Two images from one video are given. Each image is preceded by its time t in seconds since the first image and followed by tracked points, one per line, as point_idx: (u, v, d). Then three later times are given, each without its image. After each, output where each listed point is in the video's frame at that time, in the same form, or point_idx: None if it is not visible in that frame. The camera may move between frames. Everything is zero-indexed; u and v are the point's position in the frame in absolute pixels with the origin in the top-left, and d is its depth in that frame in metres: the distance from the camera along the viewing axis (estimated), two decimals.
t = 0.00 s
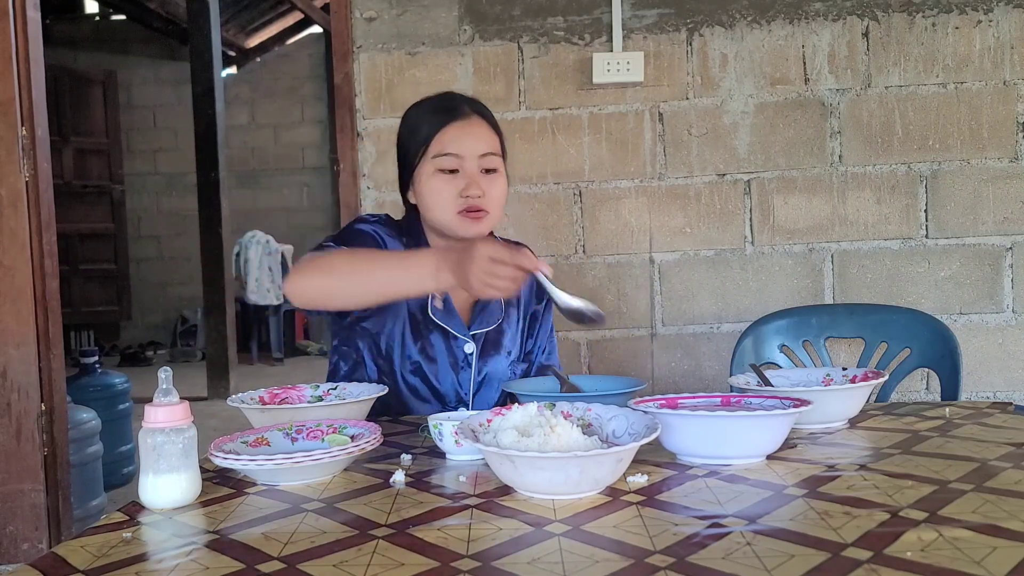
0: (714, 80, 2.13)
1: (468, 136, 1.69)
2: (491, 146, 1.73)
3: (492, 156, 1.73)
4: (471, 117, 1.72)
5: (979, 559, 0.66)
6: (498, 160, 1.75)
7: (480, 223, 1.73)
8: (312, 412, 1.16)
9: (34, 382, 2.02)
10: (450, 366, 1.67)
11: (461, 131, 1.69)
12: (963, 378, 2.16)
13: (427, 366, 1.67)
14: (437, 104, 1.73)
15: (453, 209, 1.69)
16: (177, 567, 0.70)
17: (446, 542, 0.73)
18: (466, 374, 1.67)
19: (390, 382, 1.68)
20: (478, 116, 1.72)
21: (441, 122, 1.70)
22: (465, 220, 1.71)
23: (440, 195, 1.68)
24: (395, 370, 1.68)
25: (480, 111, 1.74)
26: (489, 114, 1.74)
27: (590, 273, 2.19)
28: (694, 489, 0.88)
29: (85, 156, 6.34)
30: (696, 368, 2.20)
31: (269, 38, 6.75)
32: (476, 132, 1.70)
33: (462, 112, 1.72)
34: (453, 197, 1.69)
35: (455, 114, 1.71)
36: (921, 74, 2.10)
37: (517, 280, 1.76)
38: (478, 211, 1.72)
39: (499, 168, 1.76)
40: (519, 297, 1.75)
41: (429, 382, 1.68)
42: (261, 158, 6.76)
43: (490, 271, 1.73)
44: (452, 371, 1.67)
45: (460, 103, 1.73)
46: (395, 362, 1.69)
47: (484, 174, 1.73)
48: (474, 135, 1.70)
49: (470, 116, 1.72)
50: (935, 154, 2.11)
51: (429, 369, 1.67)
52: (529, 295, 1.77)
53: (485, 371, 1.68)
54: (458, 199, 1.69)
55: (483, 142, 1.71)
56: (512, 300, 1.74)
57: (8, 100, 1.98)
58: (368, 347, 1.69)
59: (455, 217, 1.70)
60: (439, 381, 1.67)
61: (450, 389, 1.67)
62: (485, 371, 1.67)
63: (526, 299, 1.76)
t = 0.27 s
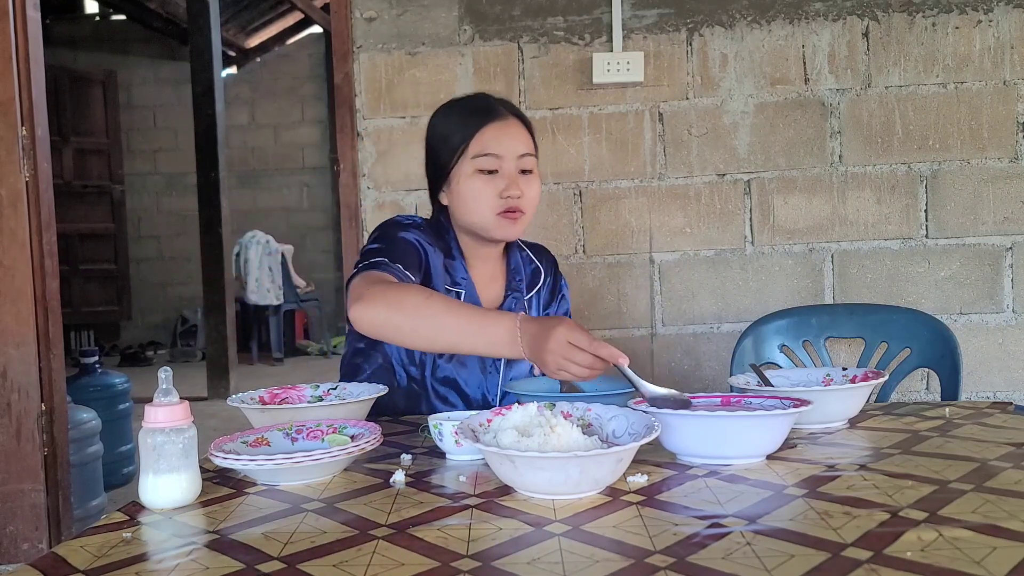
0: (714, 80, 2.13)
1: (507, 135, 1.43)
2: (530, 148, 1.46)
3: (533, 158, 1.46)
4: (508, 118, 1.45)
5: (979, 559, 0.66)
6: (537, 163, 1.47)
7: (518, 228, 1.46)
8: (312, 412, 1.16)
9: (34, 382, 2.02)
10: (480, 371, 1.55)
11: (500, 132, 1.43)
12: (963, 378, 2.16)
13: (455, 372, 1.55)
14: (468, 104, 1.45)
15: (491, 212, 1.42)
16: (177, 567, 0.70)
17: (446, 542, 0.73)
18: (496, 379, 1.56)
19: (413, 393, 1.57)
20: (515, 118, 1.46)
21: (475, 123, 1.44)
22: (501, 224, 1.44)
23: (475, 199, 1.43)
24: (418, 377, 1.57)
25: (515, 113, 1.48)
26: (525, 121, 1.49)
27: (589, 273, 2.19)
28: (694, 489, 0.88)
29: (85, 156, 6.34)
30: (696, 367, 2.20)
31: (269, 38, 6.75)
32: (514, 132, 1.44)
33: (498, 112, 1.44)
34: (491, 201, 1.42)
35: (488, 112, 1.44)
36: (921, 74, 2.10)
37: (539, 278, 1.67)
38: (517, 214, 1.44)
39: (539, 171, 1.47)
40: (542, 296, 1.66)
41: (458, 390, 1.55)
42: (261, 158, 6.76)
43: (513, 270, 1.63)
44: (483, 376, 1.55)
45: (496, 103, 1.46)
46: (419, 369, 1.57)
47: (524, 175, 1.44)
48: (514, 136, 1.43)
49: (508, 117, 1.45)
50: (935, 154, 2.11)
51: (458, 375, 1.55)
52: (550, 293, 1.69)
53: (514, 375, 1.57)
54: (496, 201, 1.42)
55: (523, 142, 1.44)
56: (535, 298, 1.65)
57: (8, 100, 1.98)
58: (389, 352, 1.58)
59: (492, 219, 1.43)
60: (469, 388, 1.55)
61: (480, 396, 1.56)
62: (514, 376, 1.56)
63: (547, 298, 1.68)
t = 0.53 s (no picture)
0: (714, 80, 2.13)
1: (534, 139, 1.42)
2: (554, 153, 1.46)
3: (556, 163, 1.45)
4: (536, 122, 1.45)
5: (979, 559, 0.66)
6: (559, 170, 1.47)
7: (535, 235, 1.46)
8: (312, 412, 1.16)
9: (34, 382, 2.02)
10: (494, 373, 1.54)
11: (527, 136, 1.42)
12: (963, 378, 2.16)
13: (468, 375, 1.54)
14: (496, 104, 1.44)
15: (511, 215, 1.42)
16: (178, 567, 0.70)
17: (446, 542, 0.73)
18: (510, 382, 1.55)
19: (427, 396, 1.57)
20: (541, 123, 1.46)
21: (505, 123, 1.43)
22: (519, 228, 1.44)
23: (496, 201, 1.42)
24: (431, 379, 1.57)
25: (541, 117, 1.47)
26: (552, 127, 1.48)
27: (589, 273, 2.19)
28: (693, 489, 0.88)
29: (85, 156, 6.34)
30: (696, 367, 2.20)
31: (269, 38, 6.75)
32: (541, 136, 1.44)
33: (527, 115, 1.44)
34: (513, 205, 1.42)
35: (516, 113, 1.43)
36: (921, 74, 2.10)
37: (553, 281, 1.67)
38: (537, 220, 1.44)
39: (560, 177, 1.47)
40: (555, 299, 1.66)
41: (472, 393, 1.55)
42: (261, 158, 6.76)
43: (528, 274, 1.63)
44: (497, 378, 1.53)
45: (525, 106, 1.45)
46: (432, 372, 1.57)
47: (547, 180, 1.44)
48: (541, 140, 1.43)
49: (535, 121, 1.44)
50: (935, 154, 2.11)
51: (472, 377, 1.54)
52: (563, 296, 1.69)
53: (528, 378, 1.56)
54: (518, 205, 1.42)
55: (548, 147, 1.44)
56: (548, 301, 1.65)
57: (8, 100, 1.98)
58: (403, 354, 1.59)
59: (511, 223, 1.43)
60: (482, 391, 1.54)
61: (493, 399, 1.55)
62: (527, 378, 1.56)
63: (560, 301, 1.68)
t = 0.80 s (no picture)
0: (714, 80, 2.13)
1: (533, 140, 1.42)
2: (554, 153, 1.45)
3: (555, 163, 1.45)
4: (535, 121, 1.44)
5: (980, 559, 0.66)
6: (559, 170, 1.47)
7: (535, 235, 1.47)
8: (312, 412, 1.16)
9: (33, 382, 2.02)
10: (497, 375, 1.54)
11: (525, 136, 1.42)
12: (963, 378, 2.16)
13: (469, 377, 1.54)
14: (496, 102, 1.44)
15: (511, 216, 1.42)
16: (177, 568, 0.70)
17: (446, 542, 0.73)
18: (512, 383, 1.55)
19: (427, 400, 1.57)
20: (541, 122, 1.45)
21: (504, 123, 1.42)
22: (520, 228, 1.44)
23: (495, 201, 1.43)
24: (432, 382, 1.56)
25: (541, 116, 1.47)
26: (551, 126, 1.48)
27: (589, 273, 2.19)
28: (694, 490, 0.87)
29: (85, 156, 6.34)
30: (697, 367, 2.20)
31: (269, 38, 6.74)
32: (539, 137, 1.43)
33: (526, 115, 1.43)
34: (512, 205, 1.42)
35: (515, 113, 1.43)
36: (921, 74, 2.10)
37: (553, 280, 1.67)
38: (537, 220, 1.44)
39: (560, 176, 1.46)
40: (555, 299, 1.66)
41: (475, 395, 1.54)
42: (261, 158, 6.76)
43: (528, 274, 1.62)
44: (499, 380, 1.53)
45: (523, 105, 1.45)
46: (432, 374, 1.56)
47: (546, 180, 1.44)
48: (540, 140, 1.42)
49: (535, 121, 1.44)
50: (935, 154, 2.11)
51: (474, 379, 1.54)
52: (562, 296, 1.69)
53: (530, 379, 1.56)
54: (517, 205, 1.42)
55: (548, 147, 1.43)
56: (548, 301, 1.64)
57: (8, 100, 1.98)
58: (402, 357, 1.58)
59: (510, 223, 1.44)
60: (484, 392, 1.54)
61: (495, 401, 1.55)
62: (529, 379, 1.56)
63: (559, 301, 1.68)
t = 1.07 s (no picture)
0: (714, 80, 2.13)
1: (512, 136, 1.42)
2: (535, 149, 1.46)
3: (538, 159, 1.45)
4: (515, 117, 1.44)
5: (979, 559, 0.66)
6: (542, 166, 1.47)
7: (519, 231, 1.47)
8: (312, 412, 1.16)
9: (33, 382, 2.02)
10: (486, 372, 1.55)
11: (505, 133, 1.42)
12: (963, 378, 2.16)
13: (459, 373, 1.54)
14: (475, 99, 1.45)
15: (492, 213, 1.43)
16: (177, 568, 0.70)
17: (446, 542, 0.73)
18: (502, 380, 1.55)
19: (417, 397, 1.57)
20: (522, 117, 1.45)
21: (484, 120, 1.43)
22: (502, 225, 1.45)
23: (476, 198, 1.43)
24: (423, 381, 1.56)
25: (522, 111, 1.47)
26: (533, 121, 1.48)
27: (589, 273, 2.19)
28: (694, 490, 0.87)
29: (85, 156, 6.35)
30: (696, 367, 2.20)
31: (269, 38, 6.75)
32: (519, 132, 1.44)
33: (506, 111, 1.44)
34: (492, 202, 1.42)
35: (495, 110, 1.43)
36: (921, 74, 2.10)
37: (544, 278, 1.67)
38: (519, 215, 1.45)
39: (544, 172, 1.46)
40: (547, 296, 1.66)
41: (465, 392, 1.55)
42: (261, 158, 6.76)
43: (518, 271, 1.61)
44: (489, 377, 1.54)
45: (504, 102, 1.45)
46: (422, 371, 1.57)
47: (528, 176, 1.44)
48: (519, 136, 1.43)
49: (515, 117, 1.44)
50: (935, 154, 2.11)
51: (463, 376, 1.54)
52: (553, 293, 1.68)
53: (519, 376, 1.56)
54: (499, 202, 1.43)
55: (528, 143, 1.44)
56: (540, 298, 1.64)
57: (8, 100, 1.98)
58: (392, 356, 1.58)
59: (492, 220, 1.44)
60: (475, 389, 1.54)
61: (486, 398, 1.55)
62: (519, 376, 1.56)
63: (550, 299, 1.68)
